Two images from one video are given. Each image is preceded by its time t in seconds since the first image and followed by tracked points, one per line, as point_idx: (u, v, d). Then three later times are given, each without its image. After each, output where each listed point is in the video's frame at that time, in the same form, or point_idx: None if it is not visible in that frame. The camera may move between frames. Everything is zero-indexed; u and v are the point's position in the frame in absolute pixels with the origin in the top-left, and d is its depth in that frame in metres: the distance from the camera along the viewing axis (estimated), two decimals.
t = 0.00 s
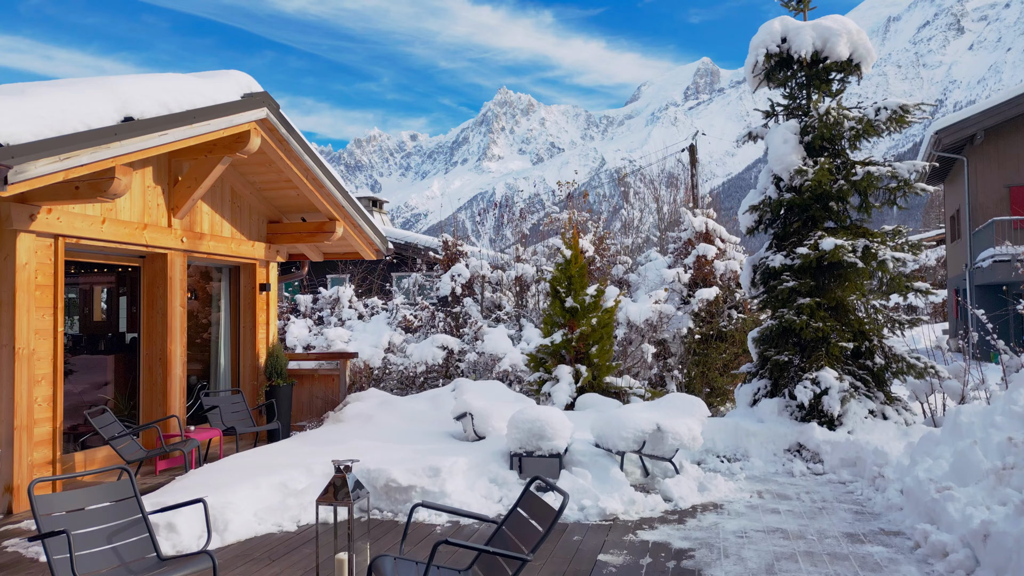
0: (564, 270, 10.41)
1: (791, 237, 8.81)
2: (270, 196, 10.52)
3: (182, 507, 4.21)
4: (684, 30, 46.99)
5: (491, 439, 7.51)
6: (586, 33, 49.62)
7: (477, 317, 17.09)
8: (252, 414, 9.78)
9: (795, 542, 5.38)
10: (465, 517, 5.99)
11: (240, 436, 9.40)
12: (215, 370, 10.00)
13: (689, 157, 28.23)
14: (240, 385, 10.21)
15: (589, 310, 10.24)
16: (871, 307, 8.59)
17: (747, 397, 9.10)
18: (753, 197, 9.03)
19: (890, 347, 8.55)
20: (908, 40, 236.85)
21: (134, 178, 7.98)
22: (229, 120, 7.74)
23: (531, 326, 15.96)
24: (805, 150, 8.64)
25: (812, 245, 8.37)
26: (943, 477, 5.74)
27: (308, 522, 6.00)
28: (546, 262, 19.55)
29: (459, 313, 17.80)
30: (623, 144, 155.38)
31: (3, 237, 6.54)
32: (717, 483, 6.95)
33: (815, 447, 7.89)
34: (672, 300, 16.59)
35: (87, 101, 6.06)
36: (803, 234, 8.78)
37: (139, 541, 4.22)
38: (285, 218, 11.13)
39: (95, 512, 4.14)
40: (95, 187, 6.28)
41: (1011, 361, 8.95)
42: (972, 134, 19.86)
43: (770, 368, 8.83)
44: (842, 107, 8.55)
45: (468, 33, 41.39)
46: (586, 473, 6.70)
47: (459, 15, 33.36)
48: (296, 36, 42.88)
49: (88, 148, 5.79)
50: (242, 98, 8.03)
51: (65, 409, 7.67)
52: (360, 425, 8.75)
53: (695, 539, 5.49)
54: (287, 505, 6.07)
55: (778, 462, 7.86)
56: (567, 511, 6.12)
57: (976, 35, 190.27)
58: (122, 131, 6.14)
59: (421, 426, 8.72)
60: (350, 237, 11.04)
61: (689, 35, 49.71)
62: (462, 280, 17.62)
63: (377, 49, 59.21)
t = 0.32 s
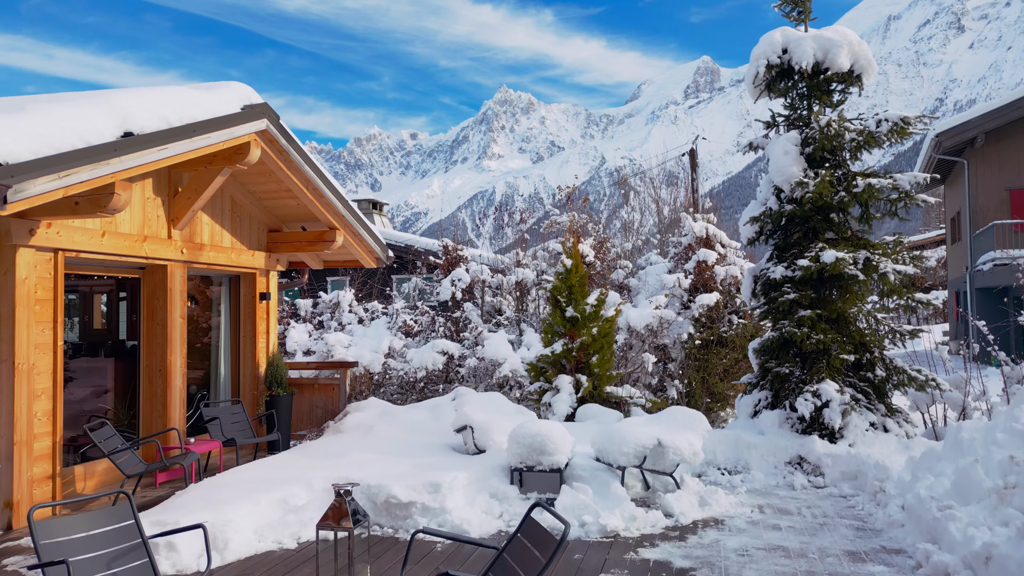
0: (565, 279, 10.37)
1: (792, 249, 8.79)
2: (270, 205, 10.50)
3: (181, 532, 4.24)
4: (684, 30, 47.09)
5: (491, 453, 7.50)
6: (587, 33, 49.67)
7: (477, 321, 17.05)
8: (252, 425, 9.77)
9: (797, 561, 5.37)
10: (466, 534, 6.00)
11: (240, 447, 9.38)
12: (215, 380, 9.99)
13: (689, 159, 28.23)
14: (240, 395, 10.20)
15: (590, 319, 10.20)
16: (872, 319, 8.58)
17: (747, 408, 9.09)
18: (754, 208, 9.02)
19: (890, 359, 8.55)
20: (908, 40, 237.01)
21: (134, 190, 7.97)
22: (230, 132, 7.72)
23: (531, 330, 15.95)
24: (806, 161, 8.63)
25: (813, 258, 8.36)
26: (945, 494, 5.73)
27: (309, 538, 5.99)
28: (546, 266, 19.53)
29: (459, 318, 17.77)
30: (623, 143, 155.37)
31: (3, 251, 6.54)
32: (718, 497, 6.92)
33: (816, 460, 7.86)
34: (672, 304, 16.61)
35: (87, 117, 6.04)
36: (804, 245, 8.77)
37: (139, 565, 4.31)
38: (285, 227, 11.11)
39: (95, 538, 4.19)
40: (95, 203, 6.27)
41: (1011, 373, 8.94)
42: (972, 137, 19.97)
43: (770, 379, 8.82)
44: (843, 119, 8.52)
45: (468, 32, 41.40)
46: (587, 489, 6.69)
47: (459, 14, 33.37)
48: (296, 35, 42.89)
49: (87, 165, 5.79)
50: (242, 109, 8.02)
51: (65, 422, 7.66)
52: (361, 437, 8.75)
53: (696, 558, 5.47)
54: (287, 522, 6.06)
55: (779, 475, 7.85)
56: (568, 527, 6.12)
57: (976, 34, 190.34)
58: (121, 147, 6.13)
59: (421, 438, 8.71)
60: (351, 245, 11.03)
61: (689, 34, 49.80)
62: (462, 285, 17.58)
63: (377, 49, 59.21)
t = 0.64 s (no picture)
0: (565, 279, 10.32)
1: (793, 252, 8.76)
2: (269, 206, 10.47)
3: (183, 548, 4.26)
4: (686, 17, 46.85)
5: (492, 457, 7.51)
6: (588, 21, 49.40)
7: (477, 317, 17.02)
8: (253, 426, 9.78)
9: (797, 571, 5.38)
10: (467, 540, 6.03)
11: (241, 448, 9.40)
12: (216, 380, 10.00)
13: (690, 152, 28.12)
14: (240, 395, 10.21)
15: (591, 319, 10.17)
16: (873, 322, 8.58)
17: (747, 410, 9.11)
18: (755, 211, 9.01)
19: (891, 361, 8.55)
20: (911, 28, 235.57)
21: (133, 193, 7.94)
22: (229, 135, 7.69)
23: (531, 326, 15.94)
24: (807, 164, 8.59)
25: (814, 261, 8.34)
26: (944, 502, 5.75)
27: (310, 545, 6.01)
28: (546, 260, 19.48)
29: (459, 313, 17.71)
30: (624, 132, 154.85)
31: (3, 257, 6.52)
32: (718, 502, 6.93)
33: (816, 463, 7.87)
34: (672, 300, 16.27)
35: (86, 124, 6.02)
36: (805, 248, 8.75)
37: None
38: (285, 226, 11.08)
39: (98, 552, 4.22)
40: (94, 209, 6.27)
41: (1011, 374, 8.97)
42: (974, 129, 19.92)
43: (771, 382, 8.83)
44: (846, 121, 8.47)
45: (469, 20, 41.18)
46: (587, 494, 6.71)
47: (459, 3, 33.15)
48: (296, 23, 42.57)
49: (86, 173, 5.77)
50: (242, 112, 7.98)
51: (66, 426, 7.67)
52: (361, 438, 8.77)
53: (696, 566, 5.48)
54: (289, 529, 6.08)
55: (779, 478, 7.86)
56: (569, 534, 6.15)
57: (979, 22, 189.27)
58: (121, 154, 6.11)
59: (422, 440, 8.72)
60: (351, 245, 11.01)
61: (691, 22, 49.49)
62: (462, 280, 17.38)
63: (377, 37, 58.87)
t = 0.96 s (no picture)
0: (566, 274, 10.30)
1: (794, 248, 8.75)
2: (269, 200, 10.43)
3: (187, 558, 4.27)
4: None
5: (493, 455, 7.54)
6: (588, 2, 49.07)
7: (478, 307, 17.03)
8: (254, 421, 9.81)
9: (796, 573, 5.41)
10: (468, 541, 6.08)
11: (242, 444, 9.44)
12: (217, 375, 10.02)
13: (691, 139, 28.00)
14: (242, 390, 10.24)
15: (591, 315, 10.16)
16: (873, 319, 8.58)
17: (748, 406, 9.16)
18: (757, 207, 8.97)
19: (891, 359, 8.55)
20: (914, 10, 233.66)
21: (132, 190, 7.91)
22: (229, 132, 7.63)
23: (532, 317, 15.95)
24: (809, 160, 8.53)
25: (815, 259, 8.32)
26: (942, 504, 5.77)
27: (311, 545, 6.04)
28: (546, 250, 19.46)
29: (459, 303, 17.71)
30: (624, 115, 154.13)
31: (2, 258, 6.51)
32: (718, 501, 6.96)
33: (815, 461, 7.89)
34: (673, 291, 16.29)
35: (86, 126, 5.98)
36: (806, 245, 8.73)
37: None
38: (285, 220, 11.05)
39: (102, 562, 4.21)
40: (95, 210, 6.24)
41: (1011, 370, 8.99)
42: (976, 116, 19.91)
43: (771, 379, 8.86)
44: (848, 118, 8.42)
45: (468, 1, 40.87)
46: (587, 493, 6.74)
47: None
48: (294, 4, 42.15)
49: (86, 175, 5.74)
50: (241, 108, 7.92)
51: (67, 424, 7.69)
52: (362, 435, 8.80)
53: (695, 568, 5.51)
54: (291, 529, 6.11)
55: (778, 475, 7.90)
56: (568, 534, 6.21)
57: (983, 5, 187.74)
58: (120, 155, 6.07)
59: (423, 436, 8.74)
60: (351, 239, 10.98)
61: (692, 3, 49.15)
62: (462, 270, 17.51)
63: (376, 19, 58.41)
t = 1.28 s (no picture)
0: (567, 267, 10.28)
1: (796, 243, 8.74)
2: (269, 191, 10.39)
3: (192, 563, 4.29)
4: None
5: (494, 450, 7.58)
6: None
7: (478, 294, 17.02)
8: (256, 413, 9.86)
9: (794, 572, 5.46)
10: (469, 538, 6.13)
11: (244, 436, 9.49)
12: (219, 367, 10.05)
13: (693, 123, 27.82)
14: (243, 382, 10.28)
15: (591, 307, 10.14)
16: (874, 313, 8.58)
17: (747, 399, 9.21)
18: (758, 202, 8.94)
19: (891, 353, 8.57)
20: None
21: (132, 185, 7.88)
22: (228, 127, 7.58)
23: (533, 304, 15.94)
24: (811, 154, 8.49)
25: (816, 253, 8.32)
26: (940, 503, 5.82)
27: (314, 542, 6.10)
28: (547, 236, 19.40)
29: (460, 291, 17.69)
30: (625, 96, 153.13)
31: (3, 256, 6.50)
32: (717, 497, 7.02)
33: (815, 455, 7.94)
34: (673, 278, 16.30)
35: (84, 124, 5.94)
36: (808, 239, 8.71)
37: None
38: (285, 211, 11.02)
39: (107, 567, 4.23)
40: (95, 209, 6.21)
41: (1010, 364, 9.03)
42: (980, 101, 19.84)
43: (770, 372, 8.89)
44: (852, 112, 8.35)
45: None
46: (587, 490, 6.78)
47: None
48: None
49: (85, 175, 5.71)
50: (240, 102, 7.85)
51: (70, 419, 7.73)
52: (364, 428, 8.84)
53: (695, 567, 5.56)
54: (294, 526, 6.16)
55: (777, 469, 7.94)
56: (568, 531, 6.26)
57: None
58: (119, 154, 6.04)
59: (424, 429, 8.78)
60: (351, 230, 10.95)
61: None
62: (462, 257, 17.30)
63: None
